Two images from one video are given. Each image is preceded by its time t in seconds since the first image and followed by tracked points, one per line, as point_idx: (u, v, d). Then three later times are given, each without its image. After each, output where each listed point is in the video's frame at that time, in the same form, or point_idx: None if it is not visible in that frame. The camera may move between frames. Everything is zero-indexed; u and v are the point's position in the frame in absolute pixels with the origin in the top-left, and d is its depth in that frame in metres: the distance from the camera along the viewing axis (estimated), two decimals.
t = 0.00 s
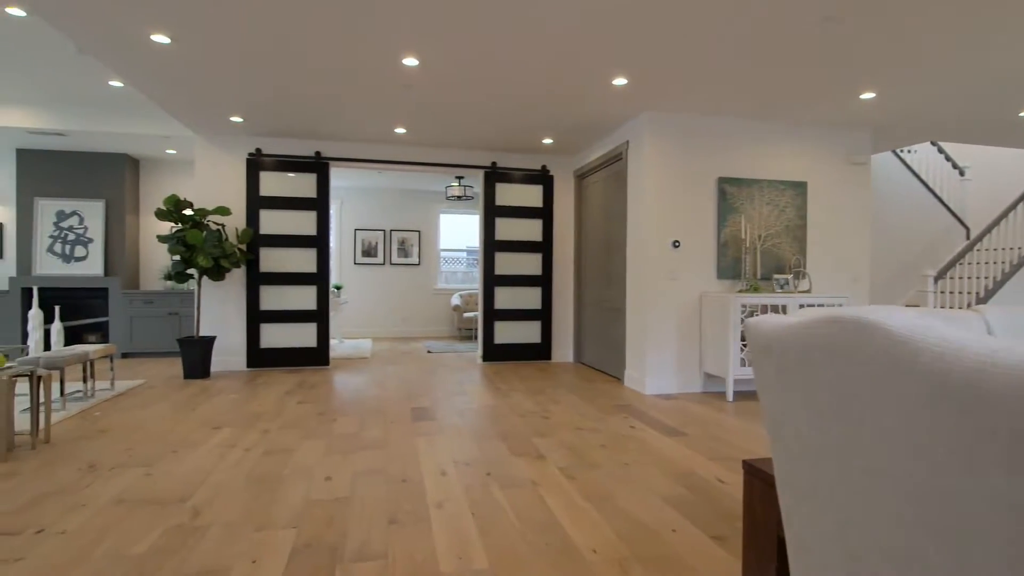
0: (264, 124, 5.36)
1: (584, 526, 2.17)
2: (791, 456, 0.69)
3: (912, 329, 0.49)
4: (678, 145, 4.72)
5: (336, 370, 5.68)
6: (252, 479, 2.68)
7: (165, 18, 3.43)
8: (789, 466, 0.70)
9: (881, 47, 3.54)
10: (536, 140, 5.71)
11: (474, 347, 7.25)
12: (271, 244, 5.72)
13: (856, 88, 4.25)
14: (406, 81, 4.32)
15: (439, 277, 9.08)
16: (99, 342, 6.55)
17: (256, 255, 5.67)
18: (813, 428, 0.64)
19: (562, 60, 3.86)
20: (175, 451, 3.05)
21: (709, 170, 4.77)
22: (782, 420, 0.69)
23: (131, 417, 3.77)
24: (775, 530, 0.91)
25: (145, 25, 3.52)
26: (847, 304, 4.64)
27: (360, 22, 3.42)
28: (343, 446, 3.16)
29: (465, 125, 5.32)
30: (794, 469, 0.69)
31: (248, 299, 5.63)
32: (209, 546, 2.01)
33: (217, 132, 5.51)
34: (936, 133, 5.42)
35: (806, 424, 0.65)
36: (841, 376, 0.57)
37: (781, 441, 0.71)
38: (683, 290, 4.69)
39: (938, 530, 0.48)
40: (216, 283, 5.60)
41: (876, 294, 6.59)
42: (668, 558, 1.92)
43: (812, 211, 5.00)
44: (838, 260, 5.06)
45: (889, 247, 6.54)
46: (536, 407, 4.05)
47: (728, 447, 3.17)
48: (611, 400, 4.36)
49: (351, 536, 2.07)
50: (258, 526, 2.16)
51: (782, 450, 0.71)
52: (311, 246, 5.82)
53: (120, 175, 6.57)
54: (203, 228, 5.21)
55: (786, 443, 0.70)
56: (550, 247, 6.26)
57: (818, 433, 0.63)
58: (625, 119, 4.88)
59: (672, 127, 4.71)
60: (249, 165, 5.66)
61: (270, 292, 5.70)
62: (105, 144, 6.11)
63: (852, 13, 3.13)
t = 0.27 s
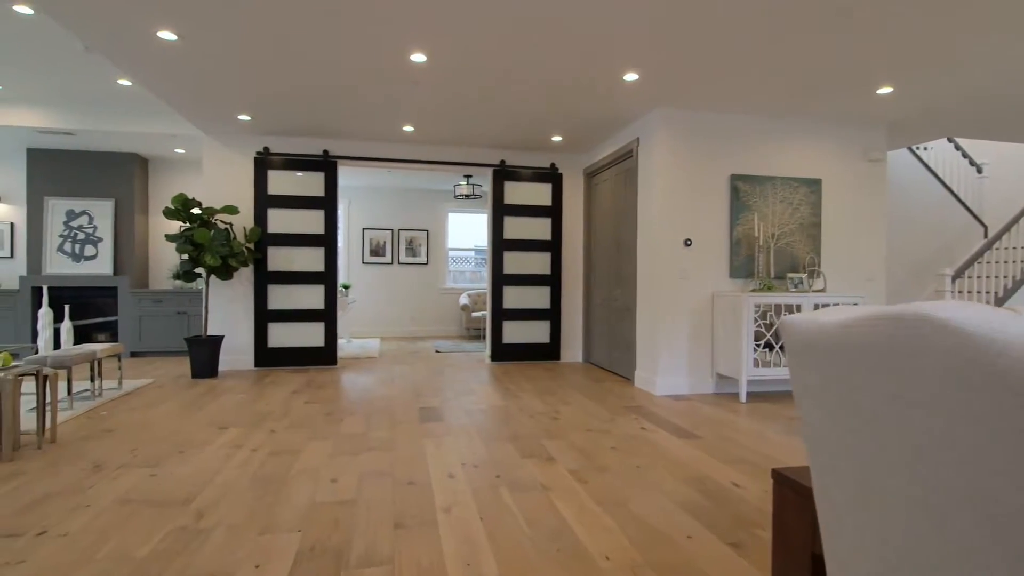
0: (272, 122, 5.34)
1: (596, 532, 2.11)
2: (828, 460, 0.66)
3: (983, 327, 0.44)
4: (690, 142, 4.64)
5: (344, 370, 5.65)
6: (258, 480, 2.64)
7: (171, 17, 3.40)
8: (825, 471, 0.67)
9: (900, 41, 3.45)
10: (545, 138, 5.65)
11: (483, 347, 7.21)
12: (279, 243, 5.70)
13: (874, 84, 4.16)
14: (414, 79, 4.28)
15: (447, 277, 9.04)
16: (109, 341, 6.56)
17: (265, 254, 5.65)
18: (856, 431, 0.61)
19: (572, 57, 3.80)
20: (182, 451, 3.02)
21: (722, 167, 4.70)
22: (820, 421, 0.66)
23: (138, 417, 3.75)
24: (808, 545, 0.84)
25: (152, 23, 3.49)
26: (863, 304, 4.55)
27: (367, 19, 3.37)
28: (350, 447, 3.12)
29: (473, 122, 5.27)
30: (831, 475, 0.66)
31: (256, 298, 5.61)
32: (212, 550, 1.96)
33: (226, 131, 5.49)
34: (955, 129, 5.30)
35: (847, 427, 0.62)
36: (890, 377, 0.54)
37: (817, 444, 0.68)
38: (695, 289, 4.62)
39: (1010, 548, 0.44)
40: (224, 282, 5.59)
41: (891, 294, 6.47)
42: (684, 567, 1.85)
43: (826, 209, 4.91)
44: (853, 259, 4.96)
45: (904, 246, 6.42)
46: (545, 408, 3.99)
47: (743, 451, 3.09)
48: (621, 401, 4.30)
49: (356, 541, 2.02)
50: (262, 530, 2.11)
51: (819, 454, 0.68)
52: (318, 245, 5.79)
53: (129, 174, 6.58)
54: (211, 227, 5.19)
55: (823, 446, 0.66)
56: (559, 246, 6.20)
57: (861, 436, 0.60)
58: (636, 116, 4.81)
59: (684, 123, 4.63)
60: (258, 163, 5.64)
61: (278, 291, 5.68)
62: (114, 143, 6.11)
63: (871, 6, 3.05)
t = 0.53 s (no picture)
0: (274, 119, 5.27)
1: (605, 540, 2.02)
2: (881, 474, 0.58)
3: None
4: (700, 137, 4.53)
5: (346, 370, 5.57)
6: (255, 483, 2.56)
7: (169, 11, 3.33)
8: (876, 485, 0.59)
9: (917, 32, 3.34)
10: (551, 134, 5.56)
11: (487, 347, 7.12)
12: (281, 241, 5.63)
13: (889, 78, 4.04)
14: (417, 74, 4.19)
15: (451, 276, 8.96)
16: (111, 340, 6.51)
17: (267, 252, 5.58)
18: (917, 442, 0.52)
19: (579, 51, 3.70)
20: (179, 453, 2.95)
21: (732, 163, 4.59)
22: (873, 430, 0.58)
23: (137, 417, 3.68)
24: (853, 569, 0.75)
25: (150, 18, 3.42)
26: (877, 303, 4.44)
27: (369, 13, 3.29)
28: (351, 449, 3.04)
29: (478, 118, 5.18)
30: (885, 490, 0.57)
31: (258, 297, 5.54)
32: (204, 557, 1.88)
33: (227, 128, 5.43)
34: (971, 125, 5.17)
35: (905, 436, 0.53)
36: (961, 381, 0.45)
37: (868, 455, 0.59)
38: (705, 288, 4.51)
39: None
40: (226, 281, 5.52)
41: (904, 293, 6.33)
42: None
43: (839, 206, 4.80)
44: (866, 257, 4.85)
45: (917, 244, 6.29)
46: (551, 410, 3.90)
47: (757, 455, 2.99)
48: (628, 402, 4.20)
49: (355, 548, 1.94)
50: (257, 536, 2.03)
51: (869, 466, 0.59)
52: (321, 244, 5.71)
53: (131, 172, 6.52)
54: (213, 225, 5.13)
55: (876, 458, 0.58)
56: (565, 245, 6.10)
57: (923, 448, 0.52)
58: (644, 111, 4.71)
59: (694, 118, 4.53)
60: (260, 160, 5.58)
61: (280, 290, 5.61)
62: (116, 141, 6.06)
63: None
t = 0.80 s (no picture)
0: (274, 114, 5.14)
1: (618, 558, 1.87)
2: None
3: None
4: (713, 131, 4.37)
5: (348, 371, 5.44)
6: (247, 493, 2.43)
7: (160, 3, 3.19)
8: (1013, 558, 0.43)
9: (945, 20, 3.17)
10: (558, 129, 5.41)
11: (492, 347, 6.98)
12: (281, 240, 5.50)
13: (911, 69, 3.87)
14: (419, 67, 4.05)
15: (455, 275, 8.82)
16: (109, 340, 6.40)
17: (266, 251, 5.45)
18: None
19: (588, 42, 3.55)
20: (169, 460, 2.82)
21: (745, 158, 4.42)
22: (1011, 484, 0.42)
23: (129, 420, 3.56)
24: None
25: (141, 10, 3.29)
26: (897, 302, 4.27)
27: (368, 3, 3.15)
28: (348, 456, 2.90)
29: (482, 113, 5.03)
30: None
31: (257, 296, 5.41)
32: None
33: (226, 123, 5.30)
34: (993, 118, 4.99)
35: None
36: None
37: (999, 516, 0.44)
38: (717, 287, 4.35)
39: None
40: (224, 280, 5.40)
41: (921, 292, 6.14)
42: None
43: (856, 202, 4.63)
44: (885, 255, 4.68)
45: (935, 242, 6.10)
46: (558, 414, 3.75)
47: (775, 463, 2.84)
48: (638, 406, 4.05)
49: (348, 568, 1.80)
50: (245, 553, 1.90)
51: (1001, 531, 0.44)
52: (322, 242, 5.58)
53: (130, 169, 6.41)
54: (211, 223, 5.01)
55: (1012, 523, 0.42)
56: (571, 243, 5.95)
57: None
58: (653, 104, 4.55)
59: (706, 111, 4.37)
60: (260, 157, 5.45)
61: (280, 289, 5.48)
62: (114, 137, 5.96)
63: None
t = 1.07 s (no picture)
0: (272, 109, 5.00)
1: None
2: None
3: None
4: (724, 125, 4.22)
5: (348, 373, 5.31)
6: (235, 506, 2.30)
7: None
8: None
9: (973, 9, 3.01)
10: (563, 125, 5.26)
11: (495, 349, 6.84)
12: (280, 238, 5.37)
13: (933, 61, 3.71)
14: (420, 60, 3.92)
15: (459, 275, 8.68)
16: (106, 340, 6.29)
17: (265, 250, 5.32)
18: None
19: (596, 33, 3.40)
20: (156, 468, 2.69)
21: (757, 154, 4.27)
22: None
23: (119, 425, 3.43)
24: None
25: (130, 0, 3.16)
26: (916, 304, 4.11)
27: None
28: (344, 464, 2.77)
29: (485, 108, 4.89)
30: None
31: (255, 296, 5.28)
32: None
33: (223, 119, 5.17)
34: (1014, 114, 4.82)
35: None
36: None
37: None
38: (728, 287, 4.20)
39: None
40: (222, 279, 5.27)
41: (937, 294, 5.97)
42: None
43: (872, 200, 4.47)
44: (903, 255, 4.52)
45: (951, 242, 5.92)
46: (564, 419, 3.61)
47: (793, 474, 2.69)
48: (647, 411, 3.91)
49: None
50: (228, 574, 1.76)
51: None
52: (321, 240, 5.44)
53: (128, 166, 6.29)
54: (207, 221, 4.88)
55: None
56: (577, 242, 5.80)
57: None
58: (663, 99, 4.40)
59: (717, 105, 4.22)
60: (258, 153, 5.33)
61: (278, 289, 5.35)
62: (111, 134, 5.84)
63: None
